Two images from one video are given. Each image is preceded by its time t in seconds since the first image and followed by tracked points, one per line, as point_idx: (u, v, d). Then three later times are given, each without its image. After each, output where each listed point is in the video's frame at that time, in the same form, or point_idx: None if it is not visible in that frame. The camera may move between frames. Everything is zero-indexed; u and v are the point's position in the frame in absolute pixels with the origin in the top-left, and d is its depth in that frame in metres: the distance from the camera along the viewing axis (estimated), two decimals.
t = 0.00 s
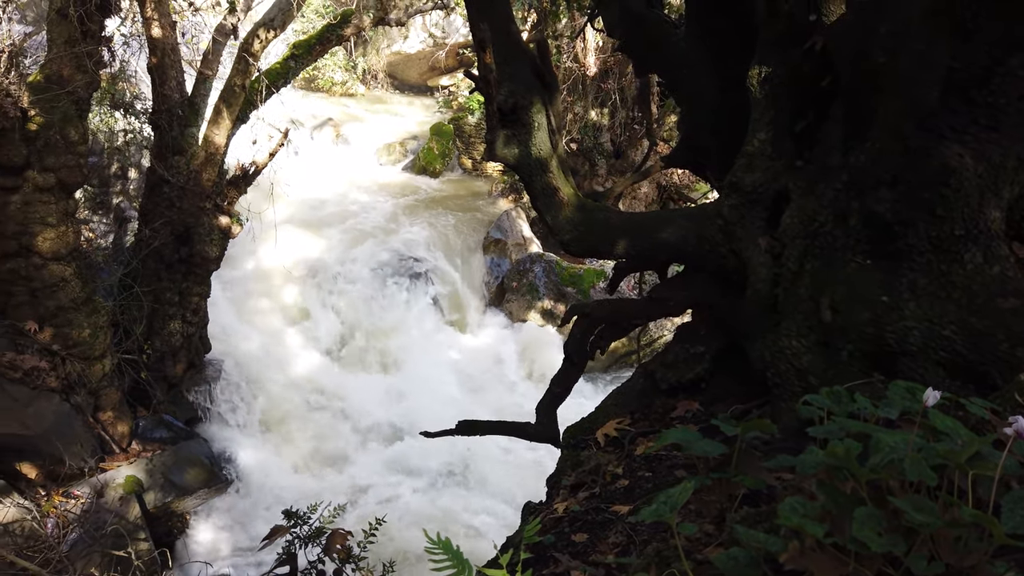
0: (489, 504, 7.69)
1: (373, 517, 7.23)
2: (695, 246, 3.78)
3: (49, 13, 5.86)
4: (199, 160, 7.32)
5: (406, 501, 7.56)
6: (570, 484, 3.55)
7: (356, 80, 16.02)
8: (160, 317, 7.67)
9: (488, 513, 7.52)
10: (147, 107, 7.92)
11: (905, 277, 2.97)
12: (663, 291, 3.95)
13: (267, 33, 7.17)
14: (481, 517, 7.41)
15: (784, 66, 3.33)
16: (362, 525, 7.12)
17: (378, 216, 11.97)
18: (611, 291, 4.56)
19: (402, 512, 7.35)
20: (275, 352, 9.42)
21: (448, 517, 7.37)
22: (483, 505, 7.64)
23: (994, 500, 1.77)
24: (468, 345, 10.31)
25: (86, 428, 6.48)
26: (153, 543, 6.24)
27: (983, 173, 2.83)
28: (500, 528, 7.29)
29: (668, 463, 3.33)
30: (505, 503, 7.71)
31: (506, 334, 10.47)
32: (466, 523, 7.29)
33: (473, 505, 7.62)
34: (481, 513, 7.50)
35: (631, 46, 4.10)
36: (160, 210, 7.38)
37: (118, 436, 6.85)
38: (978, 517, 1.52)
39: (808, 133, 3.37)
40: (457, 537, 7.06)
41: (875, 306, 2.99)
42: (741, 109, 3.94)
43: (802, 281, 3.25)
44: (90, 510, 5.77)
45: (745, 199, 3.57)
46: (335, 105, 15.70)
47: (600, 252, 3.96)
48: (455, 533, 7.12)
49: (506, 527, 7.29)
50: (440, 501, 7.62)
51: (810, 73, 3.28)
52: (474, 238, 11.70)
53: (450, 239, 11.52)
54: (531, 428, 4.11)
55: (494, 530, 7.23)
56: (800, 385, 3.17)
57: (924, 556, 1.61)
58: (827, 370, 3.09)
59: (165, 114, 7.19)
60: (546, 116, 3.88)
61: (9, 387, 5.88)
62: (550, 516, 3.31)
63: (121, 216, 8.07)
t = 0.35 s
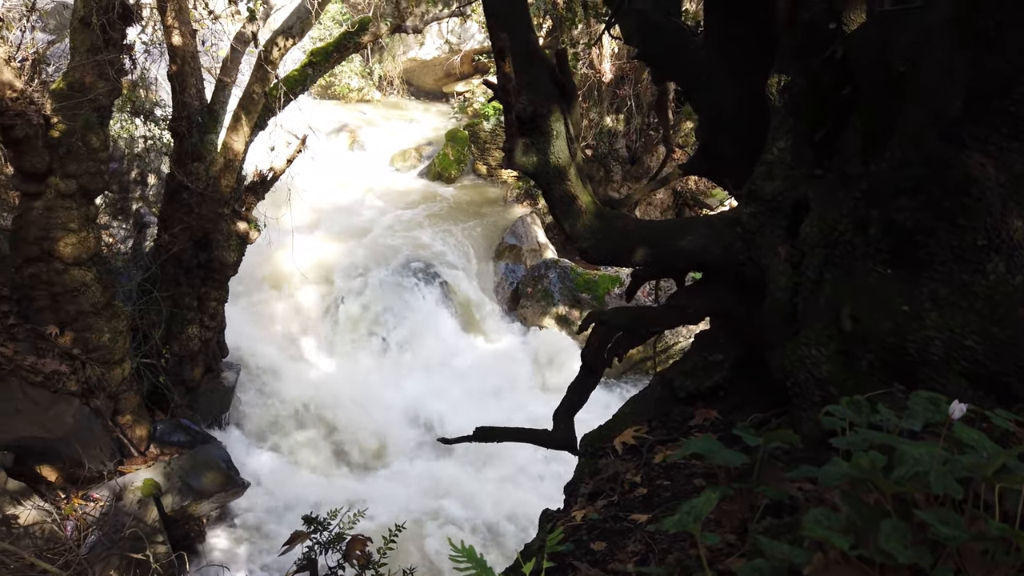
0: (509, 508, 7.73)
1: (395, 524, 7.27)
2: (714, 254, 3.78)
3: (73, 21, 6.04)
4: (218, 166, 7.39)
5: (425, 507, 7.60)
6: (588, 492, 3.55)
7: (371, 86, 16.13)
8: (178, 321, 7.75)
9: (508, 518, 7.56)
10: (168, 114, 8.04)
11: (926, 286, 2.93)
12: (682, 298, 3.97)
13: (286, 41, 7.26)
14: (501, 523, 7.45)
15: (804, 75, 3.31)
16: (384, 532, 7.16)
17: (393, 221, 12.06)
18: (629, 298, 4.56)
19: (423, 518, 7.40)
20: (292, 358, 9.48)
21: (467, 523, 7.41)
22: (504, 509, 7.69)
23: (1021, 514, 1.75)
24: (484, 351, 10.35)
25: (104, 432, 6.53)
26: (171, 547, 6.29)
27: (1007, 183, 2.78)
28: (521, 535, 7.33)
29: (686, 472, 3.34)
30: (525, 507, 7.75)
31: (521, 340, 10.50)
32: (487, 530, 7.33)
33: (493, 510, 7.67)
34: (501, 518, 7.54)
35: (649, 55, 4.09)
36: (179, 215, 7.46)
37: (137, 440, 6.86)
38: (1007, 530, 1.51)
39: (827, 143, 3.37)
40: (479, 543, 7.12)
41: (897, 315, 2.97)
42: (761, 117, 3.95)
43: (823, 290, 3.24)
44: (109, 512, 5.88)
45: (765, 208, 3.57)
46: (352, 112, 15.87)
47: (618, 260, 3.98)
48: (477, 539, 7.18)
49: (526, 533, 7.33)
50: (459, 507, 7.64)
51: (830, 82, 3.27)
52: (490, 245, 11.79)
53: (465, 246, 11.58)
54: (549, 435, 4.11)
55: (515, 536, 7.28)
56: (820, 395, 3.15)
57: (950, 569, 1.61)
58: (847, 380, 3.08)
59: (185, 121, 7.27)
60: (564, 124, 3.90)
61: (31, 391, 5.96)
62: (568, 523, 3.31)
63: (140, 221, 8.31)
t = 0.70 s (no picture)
0: (524, 513, 7.76)
1: (411, 529, 7.32)
2: (731, 260, 3.78)
3: (93, 28, 6.00)
4: (235, 171, 7.44)
5: (440, 511, 7.65)
6: (606, 497, 3.54)
7: (386, 92, 16.20)
8: (194, 325, 7.81)
9: (523, 523, 7.60)
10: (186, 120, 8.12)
11: (948, 293, 2.93)
12: (699, 304, 3.97)
13: (302, 48, 7.33)
14: (517, 529, 7.49)
15: (824, 80, 3.31)
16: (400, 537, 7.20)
17: (407, 226, 12.12)
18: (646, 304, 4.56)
19: (438, 524, 7.45)
20: (307, 362, 9.53)
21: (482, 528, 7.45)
22: (519, 515, 7.72)
23: None
24: (497, 356, 10.37)
25: (122, 434, 6.57)
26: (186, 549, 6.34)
27: None
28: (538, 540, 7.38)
29: (704, 479, 3.34)
30: (539, 512, 7.79)
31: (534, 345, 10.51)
32: (502, 536, 7.38)
33: (508, 515, 7.70)
34: (516, 524, 7.58)
35: (667, 60, 4.12)
36: (196, 220, 7.55)
37: (153, 443, 6.93)
38: None
39: (847, 148, 3.36)
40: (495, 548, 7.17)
41: (918, 323, 2.96)
42: (780, 123, 3.97)
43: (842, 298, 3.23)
44: (125, 514, 5.95)
45: (784, 214, 3.56)
46: (366, 117, 15.97)
47: (636, 265, 3.99)
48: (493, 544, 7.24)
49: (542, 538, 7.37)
50: (474, 513, 7.67)
51: (849, 88, 3.27)
52: (503, 250, 11.79)
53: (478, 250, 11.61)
54: (565, 440, 4.11)
55: (530, 541, 7.33)
56: (841, 402, 3.14)
57: None
58: (868, 388, 3.07)
59: (202, 126, 7.33)
60: (583, 130, 3.91)
61: (48, 393, 6.01)
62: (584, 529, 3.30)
63: (157, 225, 8.24)
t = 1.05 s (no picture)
0: (540, 517, 7.77)
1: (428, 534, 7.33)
2: (749, 267, 3.78)
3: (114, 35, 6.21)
4: (252, 176, 7.50)
5: (455, 516, 7.65)
6: (622, 504, 3.53)
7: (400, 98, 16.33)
8: (210, 328, 7.87)
9: (539, 528, 7.60)
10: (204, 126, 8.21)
11: (969, 301, 2.87)
12: (716, 311, 3.96)
13: (319, 54, 7.38)
14: (533, 535, 7.49)
15: (844, 88, 3.27)
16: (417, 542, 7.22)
17: (420, 231, 12.18)
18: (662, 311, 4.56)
19: (454, 527, 7.46)
20: (321, 367, 9.58)
21: (498, 533, 7.46)
22: (535, 519, 7.72)
23: None
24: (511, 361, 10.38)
25: (138, 437, 6.65)
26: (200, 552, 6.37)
27: None
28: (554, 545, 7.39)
29: (722, 486, 3.33)
30: (555, 517, 7.79)
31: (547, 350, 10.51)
32: (518, 540, 7.38)
33: (524, 519, 7.70)
34: (532, 528, 7.58)
35: (685, 69, 4.07)
36: (213, 224, 7.64)
37: (168, 446, 7.00)
38: None
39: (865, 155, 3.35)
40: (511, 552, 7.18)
41: (938, 331, 2.92)
42: (798, 128, 3.97)
43: (862, 306, 3.22)
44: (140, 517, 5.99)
45: (803, 221, 3.55)
46: (381, 123, 16.11)
47: (653, 271, 4.01)
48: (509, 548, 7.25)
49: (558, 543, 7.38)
50: (489, 517, 7.66)
51: (868, 97, 3.23)
52: (517, 255, 11.85)
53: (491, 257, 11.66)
54: (582, 447, 4.11)
55: (546, 546, 7.34)
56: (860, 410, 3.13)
57: None
58: (888, 397, 3.05)
59: (220, 132, 7.41)
60: (600, 136, 3.92)
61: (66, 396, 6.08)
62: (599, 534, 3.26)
63: (174, 230, 8.33)
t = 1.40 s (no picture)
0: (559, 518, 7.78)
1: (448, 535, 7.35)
2: (768, 275, 3.78)
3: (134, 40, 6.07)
4: (269, 181, 7.56)
5: (474, 518, 7.68)
6: (641, 511, 3.52)
7: (414, 103, 16.44)
8: (226, 331, 7.89)
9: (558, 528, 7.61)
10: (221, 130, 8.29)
11: (992, 309, 2.86)
12: (734, 318, 3.98)
13: (336, 59, 7.43)
14: (552, 536, 7.51)
15: (865, 94, 3.22)
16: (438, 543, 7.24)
17: (434, 236, 12.23)
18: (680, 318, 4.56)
19: (473, 529, 7.48)
20: (337, 372, 9.62)
21: (518, 533, 7.47)
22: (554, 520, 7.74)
23: None
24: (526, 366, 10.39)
25: (154, 439, 6.72)
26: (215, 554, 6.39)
27: None
28: (575, 546, 7.40)
29: (741, 493, 3.33)
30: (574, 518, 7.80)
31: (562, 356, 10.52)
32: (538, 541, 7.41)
33: (543, 520, 7.72)
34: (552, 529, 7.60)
35: (702, 74, 4.15)
36: (230, 228, 7.71)
37: (184, 447, 7.04)
38: None
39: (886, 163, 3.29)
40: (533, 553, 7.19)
41: (960, 339, 2.91)
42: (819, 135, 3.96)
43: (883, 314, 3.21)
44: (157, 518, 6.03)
45: (823, 228, 3.55)
46: (395, 128, 16.24)
47: (671, 278, 4.03)
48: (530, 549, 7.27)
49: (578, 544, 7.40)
50: (507, 519, 7.69)
51: (889, 105, 3.17)
52: (530, 260, 11.91)
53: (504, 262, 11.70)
54: (599, 452, 4.11)
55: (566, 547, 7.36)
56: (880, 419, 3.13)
57: None
58: (909, 406, 3.05)
59: (237, 137, 7.49)
60: (620, 143, 3.94)
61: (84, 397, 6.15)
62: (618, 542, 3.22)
63: (190, 233, 8.41)
